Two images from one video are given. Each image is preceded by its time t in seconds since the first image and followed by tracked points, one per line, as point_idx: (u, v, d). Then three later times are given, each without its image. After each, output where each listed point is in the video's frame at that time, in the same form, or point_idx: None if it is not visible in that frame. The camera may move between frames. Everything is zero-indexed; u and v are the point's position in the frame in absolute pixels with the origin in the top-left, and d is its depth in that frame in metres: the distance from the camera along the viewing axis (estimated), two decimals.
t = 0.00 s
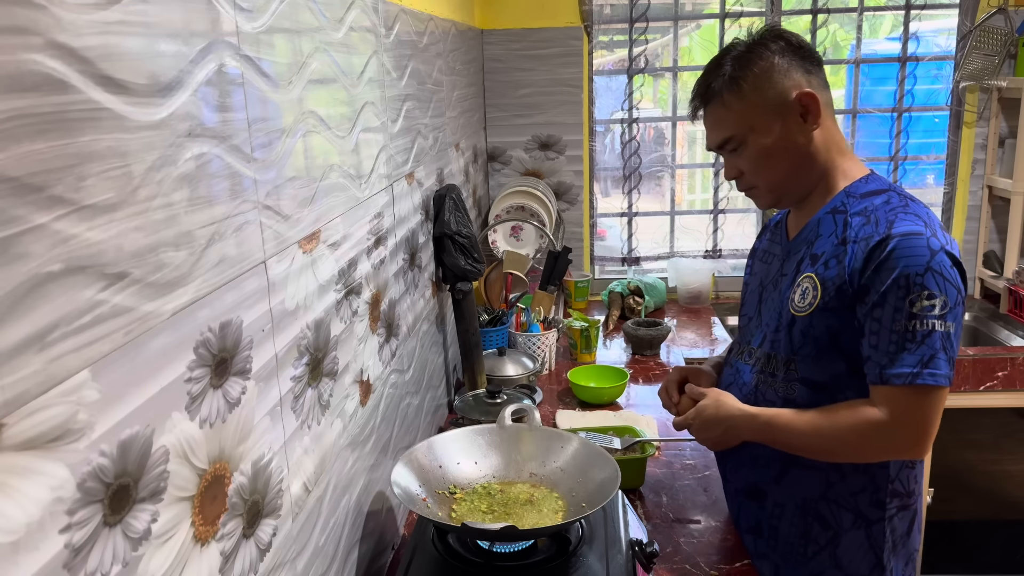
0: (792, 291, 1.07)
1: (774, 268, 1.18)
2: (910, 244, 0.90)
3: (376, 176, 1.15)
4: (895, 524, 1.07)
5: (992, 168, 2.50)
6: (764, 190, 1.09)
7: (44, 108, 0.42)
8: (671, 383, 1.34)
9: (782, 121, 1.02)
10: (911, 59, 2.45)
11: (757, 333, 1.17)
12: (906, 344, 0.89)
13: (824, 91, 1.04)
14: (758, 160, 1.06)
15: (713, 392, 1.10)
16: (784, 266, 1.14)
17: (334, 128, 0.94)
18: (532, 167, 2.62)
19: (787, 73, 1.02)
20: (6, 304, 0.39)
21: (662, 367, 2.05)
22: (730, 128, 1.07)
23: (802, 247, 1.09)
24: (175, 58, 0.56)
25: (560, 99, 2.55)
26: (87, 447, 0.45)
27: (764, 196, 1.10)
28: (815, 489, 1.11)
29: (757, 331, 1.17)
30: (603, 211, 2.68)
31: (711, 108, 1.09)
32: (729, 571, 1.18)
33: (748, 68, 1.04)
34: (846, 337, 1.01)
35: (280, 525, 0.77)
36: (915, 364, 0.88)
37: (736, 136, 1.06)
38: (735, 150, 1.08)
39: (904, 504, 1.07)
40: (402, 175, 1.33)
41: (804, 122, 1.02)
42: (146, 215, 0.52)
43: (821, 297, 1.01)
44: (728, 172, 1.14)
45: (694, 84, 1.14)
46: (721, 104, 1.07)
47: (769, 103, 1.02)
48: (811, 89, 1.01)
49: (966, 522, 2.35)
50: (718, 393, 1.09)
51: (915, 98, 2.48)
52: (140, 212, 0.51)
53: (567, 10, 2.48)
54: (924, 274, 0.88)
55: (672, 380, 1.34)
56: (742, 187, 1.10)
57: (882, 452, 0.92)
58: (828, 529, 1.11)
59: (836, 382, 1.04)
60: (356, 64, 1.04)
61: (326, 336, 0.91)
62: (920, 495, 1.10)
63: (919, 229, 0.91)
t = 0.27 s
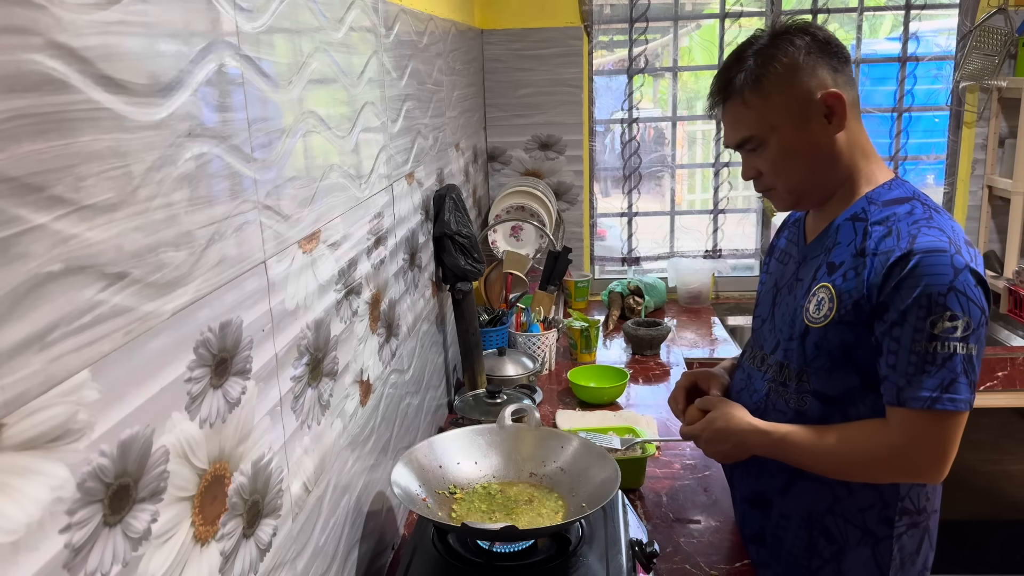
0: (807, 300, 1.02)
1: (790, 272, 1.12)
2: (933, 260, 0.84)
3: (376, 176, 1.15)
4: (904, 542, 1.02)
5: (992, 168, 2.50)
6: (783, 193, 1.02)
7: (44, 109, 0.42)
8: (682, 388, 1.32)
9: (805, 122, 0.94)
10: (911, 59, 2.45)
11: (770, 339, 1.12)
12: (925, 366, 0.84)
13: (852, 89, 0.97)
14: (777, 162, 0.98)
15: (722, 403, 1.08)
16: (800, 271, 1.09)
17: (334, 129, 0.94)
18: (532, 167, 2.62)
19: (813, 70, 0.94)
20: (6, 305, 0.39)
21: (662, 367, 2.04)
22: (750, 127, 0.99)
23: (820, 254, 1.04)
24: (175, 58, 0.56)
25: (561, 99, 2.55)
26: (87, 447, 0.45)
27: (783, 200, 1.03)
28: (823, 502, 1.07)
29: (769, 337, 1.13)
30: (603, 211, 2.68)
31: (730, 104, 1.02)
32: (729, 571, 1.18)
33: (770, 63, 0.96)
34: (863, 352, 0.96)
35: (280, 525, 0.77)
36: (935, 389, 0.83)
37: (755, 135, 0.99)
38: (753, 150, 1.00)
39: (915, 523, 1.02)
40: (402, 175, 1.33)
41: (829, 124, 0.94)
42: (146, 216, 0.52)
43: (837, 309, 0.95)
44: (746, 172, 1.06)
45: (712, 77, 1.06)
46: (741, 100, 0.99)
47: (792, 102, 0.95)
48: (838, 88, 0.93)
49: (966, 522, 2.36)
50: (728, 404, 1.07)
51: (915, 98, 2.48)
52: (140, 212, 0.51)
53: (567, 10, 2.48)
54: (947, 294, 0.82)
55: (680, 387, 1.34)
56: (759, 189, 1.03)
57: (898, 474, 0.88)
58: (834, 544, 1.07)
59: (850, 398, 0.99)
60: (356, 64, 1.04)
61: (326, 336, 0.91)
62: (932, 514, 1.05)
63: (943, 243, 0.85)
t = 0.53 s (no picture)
0: (816, 307, 1.02)
1: (798, 275, 1.12)
2: (946, 272, 0.82)
3: (376, 176, 1.15)
4: (912, 555, 1.01)
5: (992, 168, 2.50)
6: (793, 196, 1.00)
7: (44, 108, 0.42)
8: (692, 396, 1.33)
9: (818, 124, 0.93)
10: (911, 59, 2.45)
11: (777, 344, 1.12)
12: (937, 381, 0.83)
13: (867, 91, 0.95)
14: (788, 165, 0.97)
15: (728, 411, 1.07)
16: (809, 275, 1.08)
17: (334, 129, 0.94)
18: (532, 167, 2.62)
19: (827, 71, 0.93)
20: (6, 305, 0.39)
21: (662, 367, 2.04)
22: (761, 128, 0.98)
23: (830, 259, 1.03)
24: (175, 58, 0.56)
25: (561, 99, 2.55)
26: (87, 447, 0.45)
27: (793, 203, 1.01)
28: (829, 513, 1.06)
29: (775, 342, 1.12)
30: (603, 211, 2.68)
31: (741, 104, 1.00)
32: (729, 570, 1.18)
33: (784, 63, 0.94)
34: (872, 362, 0.95)
35: (280, 524, 0.77)
36: (948, 404, 0.83)
37: (767, 137, 0.97)
38: (764, 152, 0.99)
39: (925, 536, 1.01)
40: (402, 175, 1.33)
41: (842, 126, 0.93)
42: (146, 216, 0.52)
43: (846, 318, 0.95)
44: (755, 173, 1.05)
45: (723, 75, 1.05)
46: (753, 101, 0.97)
47: (805, 104, 0.93)
48: (852, 89, 0.92)
49: (965, 522, 2.36)
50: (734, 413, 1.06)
51: (915, 98, 2.48)
52: (140, 212, 0.51)
53: (567, 10, 2.48)
54: (960, 306, 0.81)
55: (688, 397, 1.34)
56: (769, 191, 1.02)
57: (907, 490, 0.88)
58: (839, 554, 1.05)
59: (857, 407, 0.98)
60: (356, 64, 1.04)
61: (327, 336, 0.91)
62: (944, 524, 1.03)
63: (956, 254, 0.83)
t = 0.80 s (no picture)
0: (825, 312, 1.02)
1: (802, 279, 1.12)
2: (963, 276, 0.82)
3: (376, 176, 1.15)
4: (919, 563, 1.01)
5: (992, 168, 2.50)
6: (794, 199, 1.00)
7: (44, 108, 0.42)
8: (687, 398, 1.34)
9: (819, 127, 0.93)
10: (911, 59, 2.45)
11: (780, 348, 1.12)
12: (954, 388, 0.83)
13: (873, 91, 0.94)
14: (789, 168, 0.97)
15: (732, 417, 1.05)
16: (814, 279, 1.08)
17: (334, 128, 0.94)
18: (532, 167, 2.62)
19: (831, 74, 0.92)
20: (6, 305, 0.39)
21: (662, 367, 2.04)
22: (762, 130, 0.97)
23: (838, 263, 1.03)
24: (175, 58, 0.56)
25: (561, 99, 2.55)
26: (87, 447, 0.45)
27: (795, 205, 1.01)
28: (834, 522, 1.06)
29: (778, 346, 1.12)
30: (603, 211, 2.68)
31: (742, 105, 1.00)
32: (729, 570, 1.19)
33: (787, 65, 0.94)
34: (884, 368, 0.95)
35: (280, 524, 0.77)
36: (965, 412, 0.83)
37: (768, 139, 0.97)
38: (766, 154, 0.99)
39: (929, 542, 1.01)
40: (402, 175, 1.33)
41: (844, 130, 0.93)
42: (146, 216, 0.52)
43: (857, 323, 0.95)
44: (758, 174, 1.04)
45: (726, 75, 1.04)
46: (755, 102, 0.97)
47: (806, 107, 0.93)
48: (855, 93, 0.92)
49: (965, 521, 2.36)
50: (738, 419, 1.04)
51: (915, 98, 2.48)
52: (141, 212, 0.51)
53: (567, 10, 2.48)
54: (977, 311, 0.81)
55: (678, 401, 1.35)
56: (771, 193, 1.01)
57: (918, 500, 0.87)
58: (845, 564, 1.05)
59: (868, 414, 0.98)
60: (356, 64, 1.04)
61: (326, 336, 0.91)
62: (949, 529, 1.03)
63: (972, 258, 0.83)
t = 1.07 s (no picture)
0: (830, 318, 1.01)
1: (801, 282, 1.11)
2: (980, 288, 0.82)
3: (376, 175, 1.15)
4: (920, 568, 1.03)
5: (992, 168, 2.51)
6: (793, 206, 1.00)
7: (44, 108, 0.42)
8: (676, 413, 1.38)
9: (816, 137, 0.92)
10: (911, 59, 2.45)
11: (779, 352, 1.11)
12: (976, 401, 0.83)
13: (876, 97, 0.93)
14: (787, 176, 0.97)
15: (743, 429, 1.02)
16: (815, 283, 1.07)
17: (334, 128, 0.94)
18: (532, 167, 2.62)
19: (831, 84, 0.91)
20: (6, 305, 0.39)
21: (662, 367, 2.04)
22: (760, 138, 0.97)
23: (841, 268, 1.02)
24: (175, 58, 0.56)
25: (561, 99, 2.55)
26: (86, 447, 0.45)
27: (794, 212, 1.01)
28: (839, 529, 1.06)
29: (777, 350, 1.12)
30: (603, 211, 2.68)
31: (743, 110, 1.00)
32: (729, 570, 1.18)
33: (786, 73, 0.93)
34: (893, 376, 0.95)
35: (280, 524, 0.77)
36: (989, 424, 0.83)
37: (766, 147, 0.97)
38: (764, 161, 0.99)
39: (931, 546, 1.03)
40: (402, 175, 1.33)
41: (842, 141, 0.92)
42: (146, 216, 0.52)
43: (867, 331, 0.94)
44: (759, 178, 1.04)
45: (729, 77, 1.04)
46: (754, 110, 0.97)
47: (804, 117, 0.92)
48: (855, 104, 0.91)
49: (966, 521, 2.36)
50: (749, 432, 1.01)
51: (916, 98, 2.48)
52: (140, 212, 0.51)
53: (567, 10, 2.48)
54: (996, 322, 0.81)
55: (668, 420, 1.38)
56: (770, 199, 1.02)
57: (943, 509, 0.87)
58: (847, 571, 1.06)
59: (875, 422, 0.98)
60: (356, 64, 1.04)
61: (326, 335, 0.91)
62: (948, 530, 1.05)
63: (987, 268, 0.83)
